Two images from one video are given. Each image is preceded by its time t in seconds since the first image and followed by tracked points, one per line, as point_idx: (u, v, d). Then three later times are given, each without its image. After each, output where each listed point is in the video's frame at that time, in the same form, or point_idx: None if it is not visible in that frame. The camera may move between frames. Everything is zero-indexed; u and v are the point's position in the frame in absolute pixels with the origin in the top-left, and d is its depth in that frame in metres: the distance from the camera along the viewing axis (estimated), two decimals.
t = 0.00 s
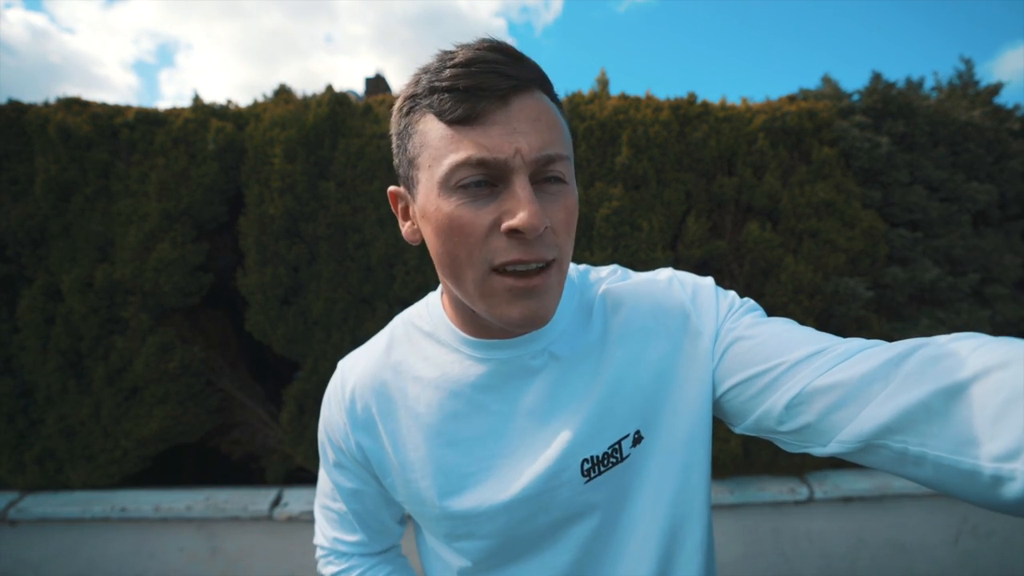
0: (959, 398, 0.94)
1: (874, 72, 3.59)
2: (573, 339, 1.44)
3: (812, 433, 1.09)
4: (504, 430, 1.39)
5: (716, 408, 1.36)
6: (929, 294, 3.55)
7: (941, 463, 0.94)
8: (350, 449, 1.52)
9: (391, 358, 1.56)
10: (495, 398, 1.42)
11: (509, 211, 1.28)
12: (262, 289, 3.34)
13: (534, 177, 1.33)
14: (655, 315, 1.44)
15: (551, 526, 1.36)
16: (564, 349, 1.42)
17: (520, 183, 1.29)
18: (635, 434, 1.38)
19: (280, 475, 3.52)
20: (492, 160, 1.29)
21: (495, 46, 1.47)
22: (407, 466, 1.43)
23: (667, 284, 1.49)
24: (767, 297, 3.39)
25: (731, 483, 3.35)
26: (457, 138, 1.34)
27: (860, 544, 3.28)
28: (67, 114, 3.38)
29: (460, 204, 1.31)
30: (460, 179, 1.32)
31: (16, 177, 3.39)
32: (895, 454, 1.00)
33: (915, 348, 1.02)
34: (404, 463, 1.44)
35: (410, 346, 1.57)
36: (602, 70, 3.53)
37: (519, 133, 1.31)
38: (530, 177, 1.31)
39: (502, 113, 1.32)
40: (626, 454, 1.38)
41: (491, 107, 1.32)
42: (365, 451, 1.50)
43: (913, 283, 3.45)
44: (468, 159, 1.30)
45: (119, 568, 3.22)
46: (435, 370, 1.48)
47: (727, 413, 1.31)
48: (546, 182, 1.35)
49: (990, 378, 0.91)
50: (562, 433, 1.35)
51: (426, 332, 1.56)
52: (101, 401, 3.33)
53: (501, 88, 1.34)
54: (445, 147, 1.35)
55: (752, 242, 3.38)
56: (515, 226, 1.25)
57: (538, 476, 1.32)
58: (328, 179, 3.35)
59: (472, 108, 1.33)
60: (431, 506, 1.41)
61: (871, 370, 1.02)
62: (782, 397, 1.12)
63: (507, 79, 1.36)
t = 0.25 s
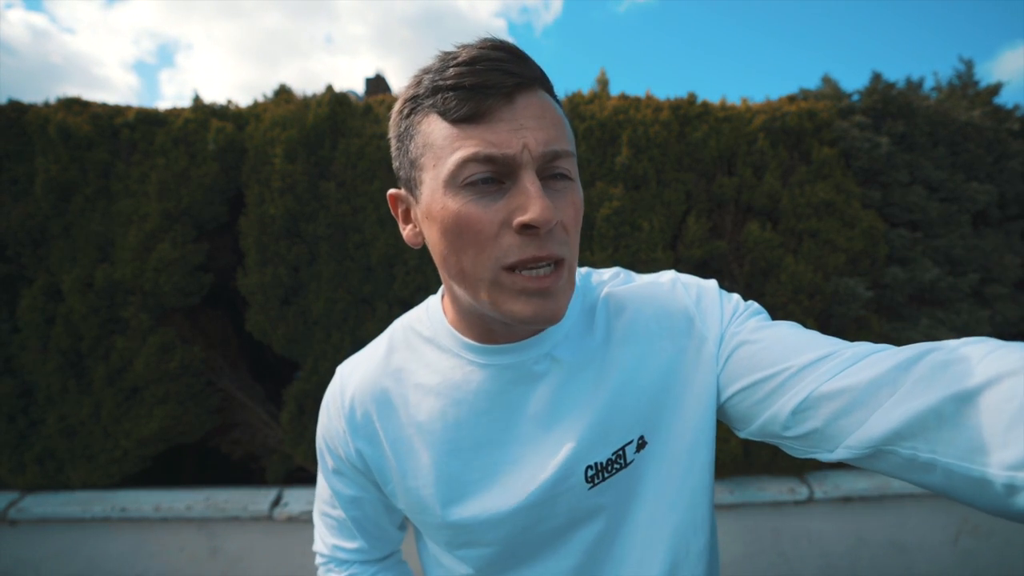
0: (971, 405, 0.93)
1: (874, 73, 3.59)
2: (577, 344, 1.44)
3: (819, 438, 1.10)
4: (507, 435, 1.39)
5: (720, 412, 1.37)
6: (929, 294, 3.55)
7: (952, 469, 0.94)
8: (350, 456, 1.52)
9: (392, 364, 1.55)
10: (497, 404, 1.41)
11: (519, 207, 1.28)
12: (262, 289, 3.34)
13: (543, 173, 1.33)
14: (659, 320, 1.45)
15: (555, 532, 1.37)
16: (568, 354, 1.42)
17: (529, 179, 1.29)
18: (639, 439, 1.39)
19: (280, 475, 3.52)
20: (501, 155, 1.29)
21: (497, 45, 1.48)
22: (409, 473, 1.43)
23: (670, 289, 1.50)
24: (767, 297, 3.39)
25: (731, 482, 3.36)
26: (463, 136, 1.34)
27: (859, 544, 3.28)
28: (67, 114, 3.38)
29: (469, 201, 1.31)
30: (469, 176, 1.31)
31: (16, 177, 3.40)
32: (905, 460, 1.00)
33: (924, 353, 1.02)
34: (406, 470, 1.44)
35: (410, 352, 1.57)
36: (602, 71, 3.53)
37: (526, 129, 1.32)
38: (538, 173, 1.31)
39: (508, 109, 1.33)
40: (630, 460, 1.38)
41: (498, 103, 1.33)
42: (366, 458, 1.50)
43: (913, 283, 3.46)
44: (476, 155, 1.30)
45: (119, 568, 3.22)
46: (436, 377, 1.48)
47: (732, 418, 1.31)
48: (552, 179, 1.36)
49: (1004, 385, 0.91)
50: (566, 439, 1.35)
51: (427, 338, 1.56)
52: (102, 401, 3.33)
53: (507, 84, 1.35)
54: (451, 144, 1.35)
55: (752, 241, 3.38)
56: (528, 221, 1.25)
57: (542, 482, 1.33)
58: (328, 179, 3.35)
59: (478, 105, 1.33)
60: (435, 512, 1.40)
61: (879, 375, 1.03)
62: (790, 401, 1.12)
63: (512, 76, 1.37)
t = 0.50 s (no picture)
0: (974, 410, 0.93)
1: (874, 73, 3.59)
2: (579, 344, 1.44)
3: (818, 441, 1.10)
4: (509, 437, 1.39)
5: (722, 414, 1.37)
6: (929, 294, 3.55)
7: (953, 474, 0.94)
8: (349, 460, 1.51)
9: (391, 366, 1.55)
10: (498, 405, 1.41)
11: (531, 196, 1.28)
12: (262, 289, 3.34)
13: (555, 162, 1.34)
14: (660, 320, 1.45)
15: (556, 535, 1.37)
16: (569, 355, 1.43)
17: (542, 168, 1.30)
18: (641, 441, 1.39)
19: (279, 476, 3.52)
20: (515, 144, 1.30)
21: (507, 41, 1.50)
22: (410, 476, 1.43)
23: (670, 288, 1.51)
24: (767, 297, 3.39)
25: (731, 482, 3.37)
26: (476, 125, 1.34)
27: (860, 544, 3.28)
28: (67, 114, 3.38)
29: (480, 189, 1.31)
30: (481, 164, 1.31)
31: (17, 177, 3.40)
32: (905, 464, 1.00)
33: (926, 355, 1.02)
34: (406, 472, 1.43)
35: (409, 354, 1.56)
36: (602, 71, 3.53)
37: (538, 119, 1.33)
38: (550, 163, 1.32)
39: (521, 100, 1.34)
40: (631, 462, 1.38)
41: (511, 94, 1.34)
42: (365, 461, 1.49)
43: (913, 283, 3.46)
44: (490, 143, 1.31)
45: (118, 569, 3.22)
46: (437, 379, 1.48)
47: (732, 420, 1.32)
48: (562, 171, 1.36)
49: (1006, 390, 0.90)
50: (569, 439, 1.35)
51: (427, 339, 1.56)
52: (102, 401, 3.33)
53: (521, 76, 1.36)
54: (463, 133, 1.35)
55: (752, 242, 3.38)
56: (541, 209, 1.25)
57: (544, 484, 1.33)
58: (328, 179, 3.35)
59: (491, 96, 1.34)
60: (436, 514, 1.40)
61: (879, 378, 1.03)
62: (789, 405, 1.12)
63: (525, 68, 1.38)
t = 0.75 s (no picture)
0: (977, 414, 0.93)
1: (874, 73, 3.59)
2: (579, 345, 1.45)
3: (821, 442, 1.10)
4: (508, 437, 1.39)
5: (723, 415, 1.37)
6: (929, 294, 3.55)
7: (957, 477, 0.94)
8: (348, 460, 1.51)
9: (391, 366, 1.55)
10: (497, 404, 1.41)
11: (528, 191, 1.27)
12: (263, 289, 3.34)
13: (552, 158, 1.34)
14: (660, 319, 1.45)
15: (557, 536, 1.37)
16: (569, 355, 1.43)
17: (540, 163, 1.30)
18: (641, 441, 1.39)
19: (279, 475, 3.52)
20: (512, 139, 1.30)
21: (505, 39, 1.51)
22: (408, 476, 1.43)
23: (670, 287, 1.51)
24: (767, 297, 3.39)
25: (731, 482, 3.37)
26: (473, 122, 1.35)
27: (860, 544, 3.28)
28: (67, 114, 3.38)
29: (478, 185, 1.31)
30: (478, 159, 1.31)
31: (17, 177, 3.40)
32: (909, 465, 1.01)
33: (927, 357, 1.02)
34: (405, 472, 1.43)
35: (409, 354, 1.56)
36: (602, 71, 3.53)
37: (535, 115, 1.33)
38: (547, 159, 1.32)
39: (518, 97, 1.35)
40: (632, 463, 1.38)
41: (508, 91, 1.34)
42: (364, 461, 1.49)
43: (913, 283, 3.46)
44: (486, 139, 1.31)
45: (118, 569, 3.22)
46: (436, 379, 1.48)
47: (734, 421, 1.32)
48: (560, 168, 1.36)
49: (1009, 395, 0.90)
50: (569, 439, 1.35)
51: (426, 339, 1.56)
52: (102, 401, 3.33)
53: (518, 72, 1.37)
54: (461, 130, 1.35)
55: (752, 242, 3.38)
56: (538, 204, 1.25)
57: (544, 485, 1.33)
58: (328, 179, 3.35)
59: (488, 92, 1.34)
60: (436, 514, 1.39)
61: (880, 380, 1.03)
62: (790, 407, 1.12)
63: (522, 65, 1.39)
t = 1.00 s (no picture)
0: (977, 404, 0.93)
1: (874, 72, 3.59)
2: (579, 345, 1.45)
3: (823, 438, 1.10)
4: (509, 438, 1.39)
5: (725, 413, 1.37)
6: (929, 294, 3.55)
7: (963, 470, 0.94)
8: (348, 461, 1.51)
9: (390, 367, 1.55)
10: (498, 405, 1.41)
11: (528, 193, 1.28)
12: (263, 289, 3.34)
13: (552, 160, 1.34)
14: (661, 319, 1.46)
15: (559, 537, 1.37)
16: (570, 355, 1.43)
17: (539, 165, 1.30)
18: (643, 441, 1.39)
19: (279, 475, 3.52)
20: (512, 142, 1.30)
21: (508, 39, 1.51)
22: (409, 477, 1.43)
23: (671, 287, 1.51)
24: (767, 297, 3.39)
25: (731, 482, 3.37)
26: (474, 123, 1.34)
27: (860, 544, 3.28)
28: (67, 114, 3.38)
29: (477, 186, 1.31)
30: (478, 161, 1.31)
31: (16, 177, 3.40)
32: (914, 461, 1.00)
33: (927, 352, 1.02)
34: (405, 472, 1.43)
35: (408, 354, 1.56)
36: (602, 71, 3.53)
37: (536, 117, 1.33)
38: (547, 161, 1.32)
39: (519, 98, 1.35)
40: (634, 463, 1.38)
41: (509, 92, 1.34)
42: (365, 462, 1.49)
43: (913, 283, 3.46)
44: (487, 140, 1.31)
45: (119, 569, 3.22)
46: (436, 380, 1.48)
47: (736, 419, 1.33)
48: (560, 170, 1.36)
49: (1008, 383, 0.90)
50: (570, 440, 1.35)
51: (426, 339, 1.56)
52: (102, 401, 3.33)
53: (519, 74, 1.37)
54: (461, 131, 1.35)
55: (752, 242, 3.38)
56: (538, 207, 1.25)
57: (545, 486, 1.33)
58: (328, 179, 3.35)
59: (489, 93, 1.34)
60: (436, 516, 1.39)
61: (880, 375, 1.03)
62: (792, 405, 1.13)
63: (523, 67, 1.39)
